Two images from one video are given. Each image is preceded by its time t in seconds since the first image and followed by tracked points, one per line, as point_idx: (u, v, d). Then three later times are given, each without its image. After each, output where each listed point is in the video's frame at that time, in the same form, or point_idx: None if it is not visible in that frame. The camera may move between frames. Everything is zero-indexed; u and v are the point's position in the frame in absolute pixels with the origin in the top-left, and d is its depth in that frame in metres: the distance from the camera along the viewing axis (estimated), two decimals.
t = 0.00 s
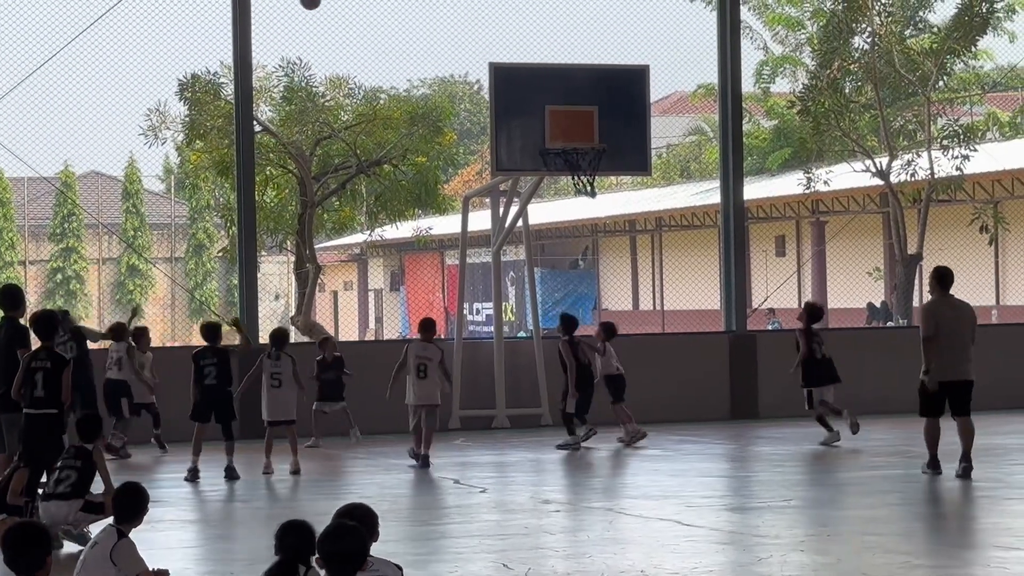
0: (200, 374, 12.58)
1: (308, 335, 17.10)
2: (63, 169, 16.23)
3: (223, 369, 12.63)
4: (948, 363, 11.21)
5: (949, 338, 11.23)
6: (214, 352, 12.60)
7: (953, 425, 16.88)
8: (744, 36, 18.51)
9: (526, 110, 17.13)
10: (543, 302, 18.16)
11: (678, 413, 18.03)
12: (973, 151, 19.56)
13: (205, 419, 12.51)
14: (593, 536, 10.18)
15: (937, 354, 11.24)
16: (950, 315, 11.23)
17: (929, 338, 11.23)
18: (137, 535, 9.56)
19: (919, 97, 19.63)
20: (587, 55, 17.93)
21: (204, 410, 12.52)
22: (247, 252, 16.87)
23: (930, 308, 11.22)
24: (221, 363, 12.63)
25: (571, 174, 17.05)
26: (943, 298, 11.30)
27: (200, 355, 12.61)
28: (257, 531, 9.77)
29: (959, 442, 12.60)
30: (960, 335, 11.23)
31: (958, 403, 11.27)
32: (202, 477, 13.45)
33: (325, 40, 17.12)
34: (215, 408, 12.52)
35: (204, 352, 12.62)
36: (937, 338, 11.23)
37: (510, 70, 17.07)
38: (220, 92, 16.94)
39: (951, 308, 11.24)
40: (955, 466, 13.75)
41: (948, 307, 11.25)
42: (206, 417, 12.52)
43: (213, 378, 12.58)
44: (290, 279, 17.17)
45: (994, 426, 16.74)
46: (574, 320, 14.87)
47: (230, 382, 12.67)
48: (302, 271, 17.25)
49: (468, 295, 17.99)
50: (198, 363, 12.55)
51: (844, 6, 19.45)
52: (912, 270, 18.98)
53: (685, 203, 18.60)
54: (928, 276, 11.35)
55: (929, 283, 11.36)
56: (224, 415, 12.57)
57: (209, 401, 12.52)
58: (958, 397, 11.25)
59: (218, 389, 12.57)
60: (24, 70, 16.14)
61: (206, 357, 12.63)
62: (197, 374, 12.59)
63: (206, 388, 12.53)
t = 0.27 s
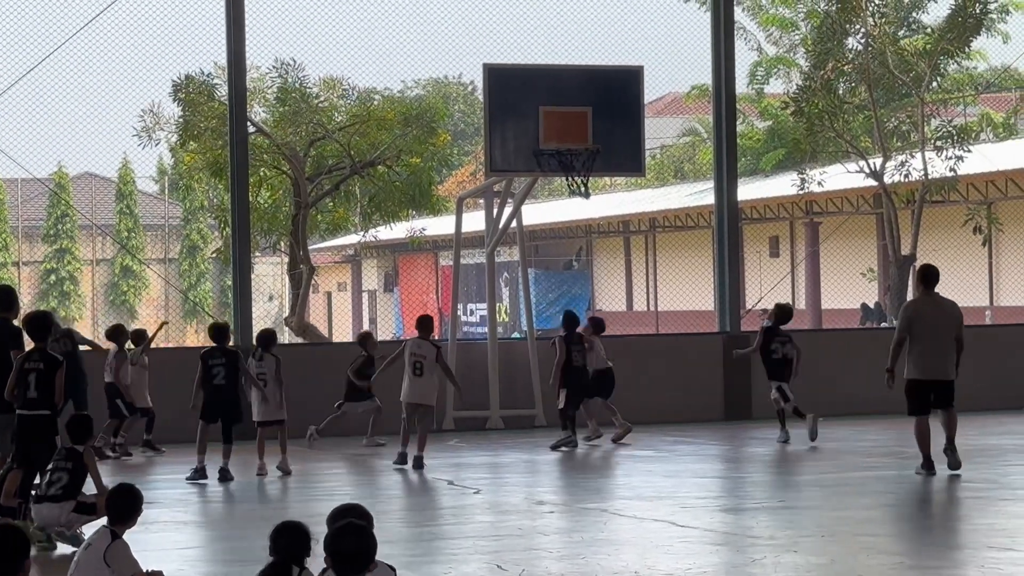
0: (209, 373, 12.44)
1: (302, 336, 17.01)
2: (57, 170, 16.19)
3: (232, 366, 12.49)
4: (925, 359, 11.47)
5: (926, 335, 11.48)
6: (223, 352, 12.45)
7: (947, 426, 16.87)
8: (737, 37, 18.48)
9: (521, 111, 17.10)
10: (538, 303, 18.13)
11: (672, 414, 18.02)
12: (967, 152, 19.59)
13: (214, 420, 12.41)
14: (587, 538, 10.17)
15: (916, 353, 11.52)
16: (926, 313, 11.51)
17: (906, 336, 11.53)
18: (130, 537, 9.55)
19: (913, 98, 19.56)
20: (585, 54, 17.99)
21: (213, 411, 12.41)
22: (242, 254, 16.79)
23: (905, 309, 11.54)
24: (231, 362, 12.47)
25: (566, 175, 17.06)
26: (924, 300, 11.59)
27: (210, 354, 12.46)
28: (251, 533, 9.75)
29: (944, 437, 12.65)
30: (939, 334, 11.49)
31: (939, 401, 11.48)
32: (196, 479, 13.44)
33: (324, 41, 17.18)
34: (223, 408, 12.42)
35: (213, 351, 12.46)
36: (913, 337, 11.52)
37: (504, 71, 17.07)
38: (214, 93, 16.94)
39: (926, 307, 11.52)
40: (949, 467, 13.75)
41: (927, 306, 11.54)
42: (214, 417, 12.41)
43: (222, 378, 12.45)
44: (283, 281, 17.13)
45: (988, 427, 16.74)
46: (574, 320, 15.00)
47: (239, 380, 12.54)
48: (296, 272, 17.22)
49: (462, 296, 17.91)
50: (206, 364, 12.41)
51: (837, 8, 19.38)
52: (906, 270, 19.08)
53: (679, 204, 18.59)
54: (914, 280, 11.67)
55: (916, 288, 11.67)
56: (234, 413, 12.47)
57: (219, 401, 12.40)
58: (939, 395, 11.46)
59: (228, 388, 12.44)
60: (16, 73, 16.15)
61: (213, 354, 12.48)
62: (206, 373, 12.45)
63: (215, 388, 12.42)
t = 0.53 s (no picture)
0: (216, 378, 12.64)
1: (293, 337, 17.07)
2: (47, 171, 16.15)
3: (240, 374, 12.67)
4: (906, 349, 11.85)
5: (908, 327, 11.90)
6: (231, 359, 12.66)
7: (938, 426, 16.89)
8: (727, 37, 18.48)
9: (510, 112, 17.13)
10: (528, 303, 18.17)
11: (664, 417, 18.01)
12: (957, 152, 19.63)
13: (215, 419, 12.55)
14: (577, 538, 10.18)
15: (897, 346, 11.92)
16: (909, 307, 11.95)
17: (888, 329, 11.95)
18: (120, 538, 9.55)
19: (903, 97, 19.62)
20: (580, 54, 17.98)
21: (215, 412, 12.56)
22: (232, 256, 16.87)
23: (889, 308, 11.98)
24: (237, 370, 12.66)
25: (556, 175, 17.08)
26: (909, 302, 12.01)
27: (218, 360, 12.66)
28: (241, 533, 9.75)
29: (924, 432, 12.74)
30: (921, 328, 11.90)
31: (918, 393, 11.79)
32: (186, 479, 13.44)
33: (316, 40, 17.17)
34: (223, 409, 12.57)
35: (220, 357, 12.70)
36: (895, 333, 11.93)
37: (496, 72, 17.07)
38: (204, 94, 16.90)
39: (908, 307, 11.94)
40: (939, 467, 13.77)
41: (912, 304, 11.97)
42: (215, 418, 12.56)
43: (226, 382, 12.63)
44: (275, 281, 17.17)
45: (978, 426, 16.76)
46: (578, 317, 15.19)
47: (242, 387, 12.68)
48: (287, 273, 17.22)
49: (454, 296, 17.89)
50: (210, 367, 12.61)
51: (827, 7, 19.45)
52: (896, 270, 19.04)
53: (669, 204, 18.51)
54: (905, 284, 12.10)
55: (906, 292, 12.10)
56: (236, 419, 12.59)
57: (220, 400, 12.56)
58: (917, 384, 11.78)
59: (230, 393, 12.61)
60: (5, 74, 16.13)
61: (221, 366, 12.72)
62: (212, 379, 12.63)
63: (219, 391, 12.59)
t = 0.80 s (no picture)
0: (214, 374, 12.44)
1: (280, 336, 17.08)
2: (35, 170, 16.16)
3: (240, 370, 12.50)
4: (891, 353, 11.91)
5: (893, 329, 11.92)
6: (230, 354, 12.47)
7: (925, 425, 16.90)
8: (715, 36, 18.46)
9: (497, 112, 17.12)
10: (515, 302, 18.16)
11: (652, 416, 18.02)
12: (945, 151, 19.62)
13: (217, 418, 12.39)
14: (565, 537, 10.19)
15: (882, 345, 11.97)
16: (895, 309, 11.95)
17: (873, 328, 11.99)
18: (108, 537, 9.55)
19: (891, 97, 19.63)
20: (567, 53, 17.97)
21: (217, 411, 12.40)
22: (220, 256, 16.85)
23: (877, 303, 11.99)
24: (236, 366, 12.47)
25: (543, 174, 17.05)
26: (897, 298, 12.01)
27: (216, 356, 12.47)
28: (228, 533, 9.76)
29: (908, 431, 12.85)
30: (906, 330, 11.92)
31: (901, 395, 11.91)
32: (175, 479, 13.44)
33: (302, 40, 17.15)
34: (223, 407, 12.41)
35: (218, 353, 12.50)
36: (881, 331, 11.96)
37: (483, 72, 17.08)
38: (192, 93, 16.87)
39: (897, 304, 11.95)
40: (927, 466, 13.78)
41: (899, 301, 11.98)
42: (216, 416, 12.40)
43: (223, 379, 12.43)
44: (262, 281, 17.11)
45: (966, 425, 16.78)
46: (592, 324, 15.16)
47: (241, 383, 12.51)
48: (274, 272, 17.17)
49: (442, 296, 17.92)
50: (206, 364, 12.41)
51: (815, 7, 19.47)
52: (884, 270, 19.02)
53: (657, 204, 18.57)
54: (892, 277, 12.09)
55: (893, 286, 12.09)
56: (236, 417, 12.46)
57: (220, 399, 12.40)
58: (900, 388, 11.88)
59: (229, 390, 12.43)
60: None
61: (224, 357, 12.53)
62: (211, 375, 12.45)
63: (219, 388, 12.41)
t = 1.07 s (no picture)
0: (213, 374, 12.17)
1: (265, 335, 17.06)
2: (17, 169, 16.19)
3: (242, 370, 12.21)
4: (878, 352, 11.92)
5: (880, 328, 11.92)
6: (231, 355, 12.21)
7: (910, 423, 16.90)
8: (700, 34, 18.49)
9: (481, 110, 17.14)
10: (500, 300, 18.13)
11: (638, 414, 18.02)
12: (928, 149, 19.62)
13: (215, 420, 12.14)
14: (550, 535, 10.18)
15: (868, 343, 11.96)
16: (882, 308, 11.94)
17: (859, 327, 11.95)
18: (93, 536, 9.53)
19: (874, 95, 19.61)
20: (551, 51, 17.95)
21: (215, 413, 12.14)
22: (204, 256, 16.81)
23: (861, 300, 11.97)
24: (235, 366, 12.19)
25: (528, 173, 17.05)
26: (879, 294, 12.02)
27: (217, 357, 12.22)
28: (213, 531, 9.74)
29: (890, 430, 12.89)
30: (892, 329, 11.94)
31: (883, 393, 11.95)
32: (160, 478, 13.42)
33: (285, 38, 17.14)
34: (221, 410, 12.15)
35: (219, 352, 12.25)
36: (866, 328, 11.95)
37: (469, 69, 17.06)
38: (176, 91, 16.85)
39: (882, 302, 11.95)
40: (912, 464, 13.77)
41: (881, 298, 11.99)
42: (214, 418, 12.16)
43: (220, 379, 12.15)
44: (247, 278, 17.10)
45: (951, 422, 16.78)
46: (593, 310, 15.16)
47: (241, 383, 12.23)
48: (259, 271, 17.13)
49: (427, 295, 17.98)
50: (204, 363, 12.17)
51: (799, 5, 19.48)
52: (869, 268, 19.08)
53: (642, 202, 18.54)
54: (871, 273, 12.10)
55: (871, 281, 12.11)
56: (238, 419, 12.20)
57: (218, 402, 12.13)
58: (887, 388, 11.92)
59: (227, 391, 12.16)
60: None
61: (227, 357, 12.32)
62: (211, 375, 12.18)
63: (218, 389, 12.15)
